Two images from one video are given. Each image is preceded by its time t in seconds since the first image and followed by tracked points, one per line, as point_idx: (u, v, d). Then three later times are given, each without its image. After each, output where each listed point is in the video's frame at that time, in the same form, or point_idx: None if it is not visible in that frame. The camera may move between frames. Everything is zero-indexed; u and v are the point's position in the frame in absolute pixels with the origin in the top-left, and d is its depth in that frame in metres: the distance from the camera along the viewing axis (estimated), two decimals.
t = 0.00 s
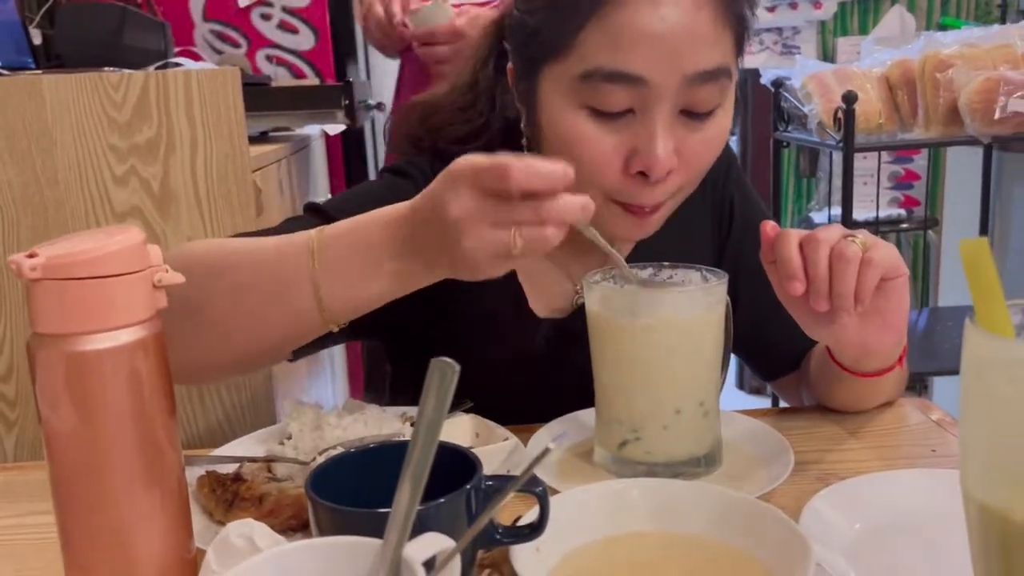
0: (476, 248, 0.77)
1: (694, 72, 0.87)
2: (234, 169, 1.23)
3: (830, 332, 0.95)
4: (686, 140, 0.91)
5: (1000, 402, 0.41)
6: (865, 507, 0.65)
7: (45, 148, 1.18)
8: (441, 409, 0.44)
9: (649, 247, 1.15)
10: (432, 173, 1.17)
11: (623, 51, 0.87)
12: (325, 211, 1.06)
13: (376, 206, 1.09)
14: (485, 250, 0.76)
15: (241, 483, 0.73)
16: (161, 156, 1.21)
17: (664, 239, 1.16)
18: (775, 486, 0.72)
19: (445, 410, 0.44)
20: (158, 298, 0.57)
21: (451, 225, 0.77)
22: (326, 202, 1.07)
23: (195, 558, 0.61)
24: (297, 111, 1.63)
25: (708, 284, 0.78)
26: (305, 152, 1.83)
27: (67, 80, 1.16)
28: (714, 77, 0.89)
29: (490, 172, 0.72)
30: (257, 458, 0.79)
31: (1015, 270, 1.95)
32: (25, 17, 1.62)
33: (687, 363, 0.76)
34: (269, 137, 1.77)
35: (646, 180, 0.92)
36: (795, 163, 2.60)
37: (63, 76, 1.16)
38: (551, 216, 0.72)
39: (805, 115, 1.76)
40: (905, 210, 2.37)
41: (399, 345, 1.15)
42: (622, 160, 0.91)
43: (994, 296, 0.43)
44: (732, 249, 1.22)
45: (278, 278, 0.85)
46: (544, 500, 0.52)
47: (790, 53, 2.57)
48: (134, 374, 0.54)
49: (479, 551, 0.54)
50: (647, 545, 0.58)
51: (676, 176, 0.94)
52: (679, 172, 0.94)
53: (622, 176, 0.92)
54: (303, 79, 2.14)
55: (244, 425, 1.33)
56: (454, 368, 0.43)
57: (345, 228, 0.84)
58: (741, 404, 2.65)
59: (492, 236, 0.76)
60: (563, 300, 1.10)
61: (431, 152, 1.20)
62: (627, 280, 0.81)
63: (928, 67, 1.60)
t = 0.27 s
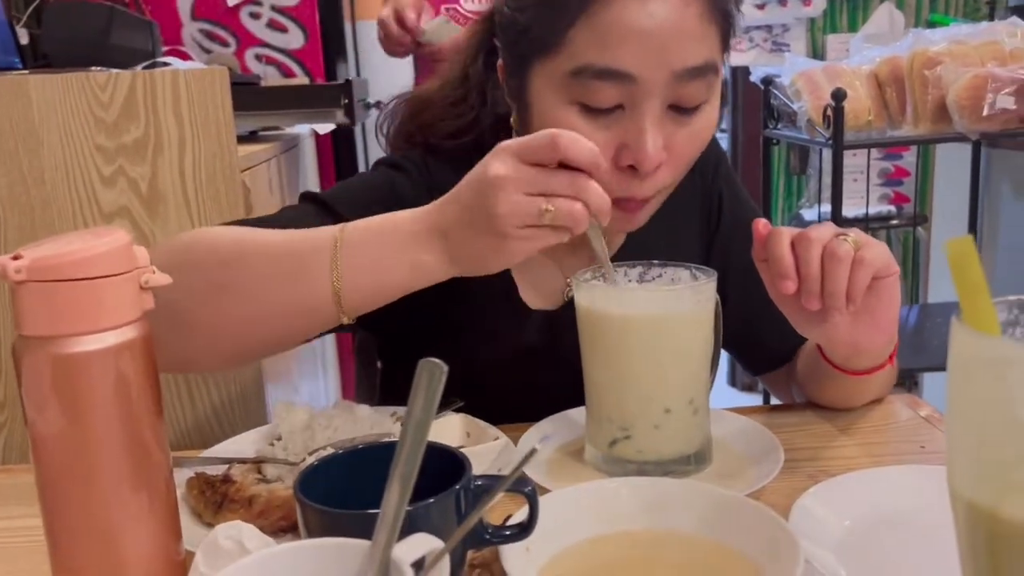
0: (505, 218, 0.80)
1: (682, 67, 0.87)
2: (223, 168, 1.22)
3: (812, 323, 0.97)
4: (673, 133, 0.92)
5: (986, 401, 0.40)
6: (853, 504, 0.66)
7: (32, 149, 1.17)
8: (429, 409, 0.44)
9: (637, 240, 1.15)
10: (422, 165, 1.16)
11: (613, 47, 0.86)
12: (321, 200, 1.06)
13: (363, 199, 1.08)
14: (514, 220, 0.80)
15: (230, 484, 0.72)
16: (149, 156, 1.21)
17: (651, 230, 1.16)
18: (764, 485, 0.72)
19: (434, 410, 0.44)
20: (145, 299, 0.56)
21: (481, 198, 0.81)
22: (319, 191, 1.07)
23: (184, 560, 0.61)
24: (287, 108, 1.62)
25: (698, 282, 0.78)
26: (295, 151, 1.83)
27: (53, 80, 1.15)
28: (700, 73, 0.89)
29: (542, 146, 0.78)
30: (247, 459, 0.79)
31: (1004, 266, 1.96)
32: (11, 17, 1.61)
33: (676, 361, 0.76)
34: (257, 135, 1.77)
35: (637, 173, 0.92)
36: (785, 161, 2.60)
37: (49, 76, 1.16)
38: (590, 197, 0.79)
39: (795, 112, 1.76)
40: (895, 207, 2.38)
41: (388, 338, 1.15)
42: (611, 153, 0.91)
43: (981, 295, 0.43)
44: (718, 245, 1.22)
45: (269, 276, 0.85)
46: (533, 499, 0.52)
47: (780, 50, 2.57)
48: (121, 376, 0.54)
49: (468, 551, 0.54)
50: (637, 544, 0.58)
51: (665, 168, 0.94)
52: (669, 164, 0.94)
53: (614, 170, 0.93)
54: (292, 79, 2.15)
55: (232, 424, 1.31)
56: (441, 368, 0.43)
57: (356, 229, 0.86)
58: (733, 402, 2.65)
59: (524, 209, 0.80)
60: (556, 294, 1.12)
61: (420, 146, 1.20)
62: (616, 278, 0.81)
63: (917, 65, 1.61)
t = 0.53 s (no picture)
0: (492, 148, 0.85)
1: (664, 51, 0.87)
2: (211, 168, 1.22)
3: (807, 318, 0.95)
4: (657, 116, 0.92)
5: (971, 396, 0.41)
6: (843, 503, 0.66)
7: (19, 149, 1.17)
8: (417, 412, 0.44)
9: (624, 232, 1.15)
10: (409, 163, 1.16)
11: (596, 30, 0.87)
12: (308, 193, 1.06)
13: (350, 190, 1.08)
14: (498, 147, 0.85)
15: (219, 486, 0.72)
16: (136, 156, 1.20)
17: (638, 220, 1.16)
18: (753, 482, 0.72)
19: (422, 412, 0.44)
20: (131, 301, 0.56)
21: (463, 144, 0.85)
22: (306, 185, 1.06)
23: (172, 563, 0.60)
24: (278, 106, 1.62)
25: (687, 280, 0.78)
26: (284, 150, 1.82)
27: (39, 80, 1.15)
28: (681, 56, 0.89)
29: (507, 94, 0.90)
30: (235, 461, 0.78)
31: (991, 263, 1.96)
32: None
33: (664, 360, 0.76)
34: (247, 134, 1.76)
35: (619, 152, 0.92)
36: (775, 159, 2.61)
37: (35, 75, 1.15)
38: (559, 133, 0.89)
39: (783, 110, 1.76)
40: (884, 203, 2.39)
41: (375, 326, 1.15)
42: (593, 131, 0.91)
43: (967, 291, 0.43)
44: (706, 238, 1.22)
45: (257, 273, 0.85)
46: (522, 500, 0.52)
47: (769, 48, 2.56)
48: (107, 378, 0.54)
49: (457, 552, 0.54)
50: (626, 543, 0.58)
51: (650, 149, 0.94)
52: (652, 145, 0.94)
53: (597, 148, 0.92)
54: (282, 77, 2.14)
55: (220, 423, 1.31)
56: (428, 369, 0.43)
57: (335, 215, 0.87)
58: (724, 399, 2.66)
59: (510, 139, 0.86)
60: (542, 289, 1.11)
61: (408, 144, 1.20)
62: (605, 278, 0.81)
63: (905, 62, 1.62)
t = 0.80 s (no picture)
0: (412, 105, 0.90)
1: (624, 30, 0.88)
2: (191, 167, 1.21)
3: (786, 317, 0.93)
4: (619, 95, 0.92)
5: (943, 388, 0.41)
6: (822, 500, 0.65)
7: None
8: (391, 409, 0.45)
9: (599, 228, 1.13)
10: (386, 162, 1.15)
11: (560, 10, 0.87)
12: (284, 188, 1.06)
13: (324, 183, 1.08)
14: (418, 102, 0.91)
15: (196, 486, 0.71)
16: (116, 154, 1.18)
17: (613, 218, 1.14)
18: (732, 477, 0.72)
19: (396, 409, 0.44)
20: (103, 300, 0.55)
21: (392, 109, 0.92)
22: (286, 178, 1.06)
23: (148, 564, 0.60)
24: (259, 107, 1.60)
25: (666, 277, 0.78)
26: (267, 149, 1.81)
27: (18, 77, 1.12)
28: (640, 36, 0.90)
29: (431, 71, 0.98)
30: (214, 460, 0.78)
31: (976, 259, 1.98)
32: None
33: (644, 357, 0.76)
34: (230, 134, 1.75)
35: (583, 130, 0.92)
36: (760, 156, 2.62)
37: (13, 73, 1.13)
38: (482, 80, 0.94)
39: (767, 108, 1.77)
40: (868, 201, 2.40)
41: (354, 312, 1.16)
42: (557, 112, 0.91)
43: (938, 286, 0.43)
44: (681, 238, 1.20)
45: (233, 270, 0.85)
46: (498, 499, 0.52)
47: (754, 46, 2.57)
48: (79, 379, 0.53)
49: (434, 551, 0.53)
50: (604, 540, 0.58)
51: (614, 129, 0.94)
52: (617, 124, 0.94)
53: (562, 128, 0.92)
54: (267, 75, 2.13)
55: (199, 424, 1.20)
56: (402, 367, 0.44)
57: (307, 208, 0.88)
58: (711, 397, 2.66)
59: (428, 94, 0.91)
60: (514, 277, 1.09)
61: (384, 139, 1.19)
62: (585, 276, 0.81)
63: (886, 60, 1.62)
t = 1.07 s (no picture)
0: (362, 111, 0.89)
1: (572, 14, 0.90)
2: (162, 167, 1.22)
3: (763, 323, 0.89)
4: (569, 77, 0.93)
5: (895, 381, 0.41)
6: (786, 497, 0.66)
7: None
8: (349, 406, 0.45)
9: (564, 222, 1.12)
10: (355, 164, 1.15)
11: None
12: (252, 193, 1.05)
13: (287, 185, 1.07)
14: (366, 107, 0.89)
15: (162, 487, 0.71)
16: (86, 156, 1.16)
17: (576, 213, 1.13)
18: (698, 475, 0.73)
19: (353, 405, 0.44)
20: (62, 299, 0.55)
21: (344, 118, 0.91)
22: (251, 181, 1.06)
23: (111, 567, 0.59)
24: (241, 110, 1.60)
25: (635, 275, 0.79)
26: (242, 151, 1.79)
27: None
28: (588, 20, 0.92)
29: (386, 74, 0.98)
30: (181, 462, 0.77)
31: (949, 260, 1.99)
32: None
33: (612, 355, 0.77)
34: (205, 136, 1.74)
35: (535, 111, 0.93)
36: (737, 159, 2.64)
37: None
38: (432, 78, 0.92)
39: (740, 109, 1.78)
40: (843, 203, 2.42)
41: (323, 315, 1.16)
42: (510, 96, 0.93)
43: (891, 280, 0.43)
44: (648, 235, 1.18)
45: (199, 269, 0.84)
46: (461, 496, 0.52)
47: (730, 49, 2.58)
48: (38, 380, 0.53)
49: (395, 548, 0.53)
50: (568, 536, 0.58)
51: (568, 109, 0.96)
52: (570, 105, 0.95)
53: (515, 110, 0.93)
54: (241, 77, 2.12)
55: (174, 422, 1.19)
56: (360, 363, 0.44)
57: (272, 217, 0.89)
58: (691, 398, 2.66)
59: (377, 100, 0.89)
60: (481, 268, 1.09)
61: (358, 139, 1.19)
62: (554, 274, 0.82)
63: (858, 61, 1.64)
